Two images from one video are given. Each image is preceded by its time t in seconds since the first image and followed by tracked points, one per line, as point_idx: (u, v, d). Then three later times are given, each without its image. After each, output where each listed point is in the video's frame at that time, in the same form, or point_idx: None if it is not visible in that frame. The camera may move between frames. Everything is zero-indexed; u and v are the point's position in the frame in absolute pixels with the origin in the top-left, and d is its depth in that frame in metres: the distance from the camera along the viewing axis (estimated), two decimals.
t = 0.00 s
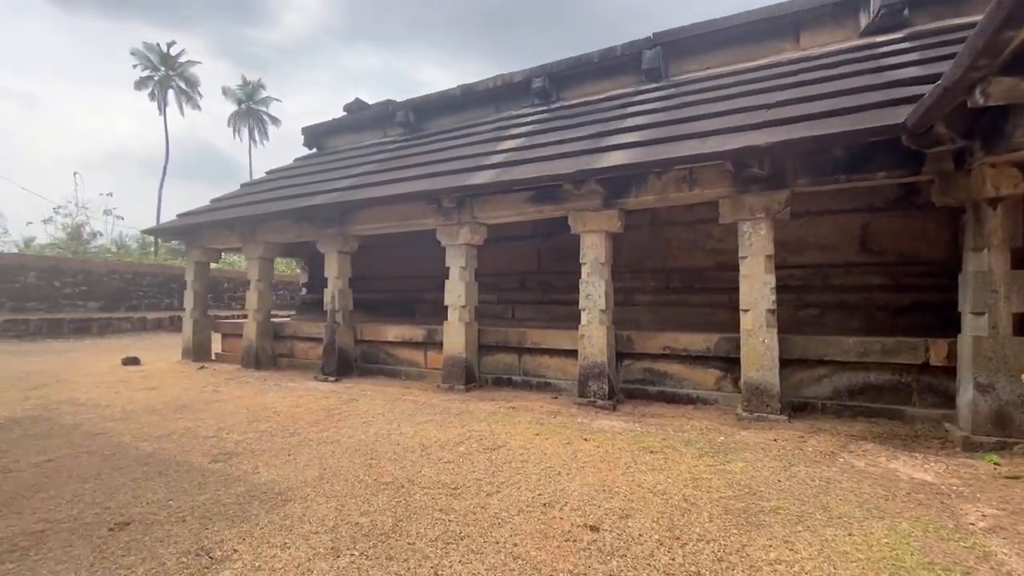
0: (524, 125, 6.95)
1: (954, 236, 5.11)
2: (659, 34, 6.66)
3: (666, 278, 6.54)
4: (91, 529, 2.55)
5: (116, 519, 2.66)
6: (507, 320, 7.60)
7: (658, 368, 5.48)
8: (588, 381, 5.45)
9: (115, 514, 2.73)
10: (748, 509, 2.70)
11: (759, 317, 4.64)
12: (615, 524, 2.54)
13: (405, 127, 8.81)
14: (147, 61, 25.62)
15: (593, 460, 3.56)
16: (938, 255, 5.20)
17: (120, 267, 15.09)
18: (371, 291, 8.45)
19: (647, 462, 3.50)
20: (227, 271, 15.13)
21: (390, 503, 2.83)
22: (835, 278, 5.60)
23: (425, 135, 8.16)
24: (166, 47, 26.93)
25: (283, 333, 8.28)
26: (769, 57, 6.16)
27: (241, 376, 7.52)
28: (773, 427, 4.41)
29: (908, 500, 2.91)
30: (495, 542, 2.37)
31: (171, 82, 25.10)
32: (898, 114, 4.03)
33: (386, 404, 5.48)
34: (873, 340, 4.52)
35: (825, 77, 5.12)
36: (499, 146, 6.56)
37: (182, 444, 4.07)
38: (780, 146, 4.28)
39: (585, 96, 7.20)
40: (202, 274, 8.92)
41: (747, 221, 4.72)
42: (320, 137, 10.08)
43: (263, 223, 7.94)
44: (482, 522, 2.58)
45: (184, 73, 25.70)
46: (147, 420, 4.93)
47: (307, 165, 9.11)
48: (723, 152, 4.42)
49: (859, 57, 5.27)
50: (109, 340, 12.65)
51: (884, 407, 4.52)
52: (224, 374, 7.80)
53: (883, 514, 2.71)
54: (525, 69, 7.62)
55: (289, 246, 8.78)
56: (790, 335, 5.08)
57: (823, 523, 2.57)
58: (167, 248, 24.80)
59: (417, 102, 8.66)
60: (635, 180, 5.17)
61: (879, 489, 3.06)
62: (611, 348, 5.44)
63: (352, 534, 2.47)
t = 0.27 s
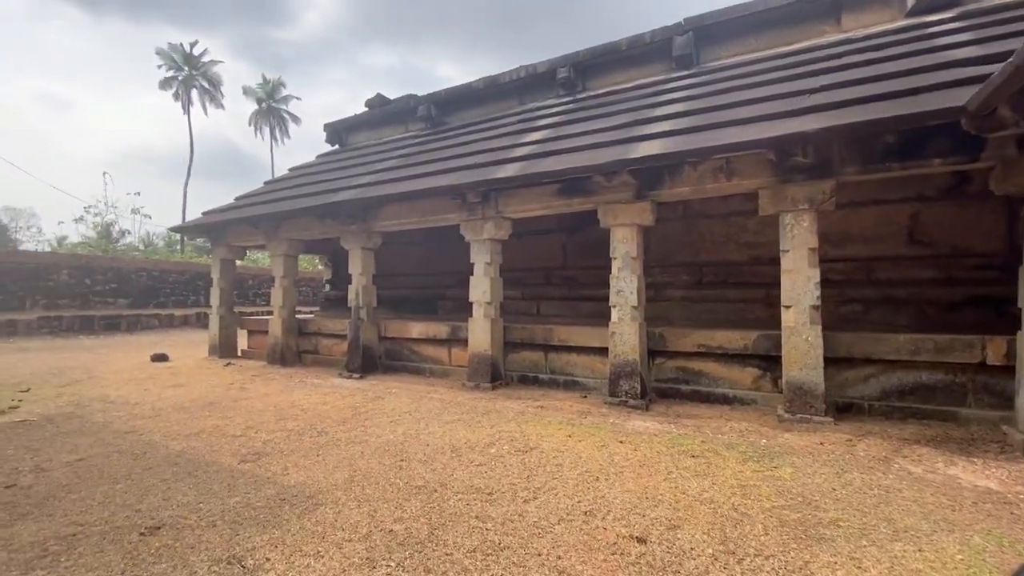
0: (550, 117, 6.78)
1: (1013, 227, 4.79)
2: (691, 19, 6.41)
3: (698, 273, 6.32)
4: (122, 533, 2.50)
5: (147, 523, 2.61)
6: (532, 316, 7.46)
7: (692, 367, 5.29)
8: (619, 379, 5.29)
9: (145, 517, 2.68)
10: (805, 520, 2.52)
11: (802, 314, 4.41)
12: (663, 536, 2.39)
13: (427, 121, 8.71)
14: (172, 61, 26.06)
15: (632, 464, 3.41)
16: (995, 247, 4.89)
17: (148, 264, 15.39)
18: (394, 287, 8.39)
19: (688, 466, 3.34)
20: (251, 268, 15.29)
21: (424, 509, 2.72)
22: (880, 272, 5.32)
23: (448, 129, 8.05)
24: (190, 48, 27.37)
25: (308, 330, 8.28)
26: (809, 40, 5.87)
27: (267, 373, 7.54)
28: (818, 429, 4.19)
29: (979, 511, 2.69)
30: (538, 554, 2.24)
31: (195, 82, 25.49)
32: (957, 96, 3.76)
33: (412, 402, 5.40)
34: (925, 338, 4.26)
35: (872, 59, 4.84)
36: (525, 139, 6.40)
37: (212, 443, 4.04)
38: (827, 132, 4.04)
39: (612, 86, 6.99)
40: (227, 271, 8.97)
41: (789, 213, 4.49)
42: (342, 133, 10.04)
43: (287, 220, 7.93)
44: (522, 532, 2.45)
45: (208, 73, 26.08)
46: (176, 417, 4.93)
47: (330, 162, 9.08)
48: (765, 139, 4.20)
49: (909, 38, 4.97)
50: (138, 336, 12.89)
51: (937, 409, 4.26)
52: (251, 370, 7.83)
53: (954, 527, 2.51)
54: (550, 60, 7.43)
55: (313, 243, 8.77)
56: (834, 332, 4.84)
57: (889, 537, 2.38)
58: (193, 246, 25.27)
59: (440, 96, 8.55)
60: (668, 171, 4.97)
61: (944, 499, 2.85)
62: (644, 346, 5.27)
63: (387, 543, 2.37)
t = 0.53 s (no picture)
0: (568, 108, 6.62)
1: None
2: (715, 7, 6.21)
3: (721, 268, 6.15)
4: (139, 535, 2.41)
5: (164, 525, 2.53)
6: (549, 312, 7.33)
7: (717, 366, 5.13)
8: (642, 378, 5.14)
9: (162, 518, 2.60)
10: (853, 530, 2.38)
11: (836, 311, 4.24)
12: (705, 546, 2.25)
13: (441, 114, 8.59)
14: (185, 58, 26.17)
15: (661, 466, 3.27)
16: None
17: (162, 259, 15.47)
18: (408, 283, 8.30)
19: (721, 470, 3.19)
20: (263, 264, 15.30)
21: (449, 513, 2.61)
22: (914, 268, 5.12)
23: (463, 123, 7.91)
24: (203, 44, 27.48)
25: (322, 325, 8.22)
26: (840, 28, 5.66)
27: (281, 369, 7.49)
28: (853, 431, 4.02)
29: None
30: (573, 564, 2.12)
31: (208, 78, 25.58)
32: (1007, 81, 3.56)
33: (429, 400, 5.30)
34: (966, 337, 4.06)
35: (910, 45, 4.62)
36: (543, 131, 6.25)
37: (228, 440, 3.96)
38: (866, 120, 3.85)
39: (632, 77, 6.82)
40: (241, 266, 8.94)
41: (823, 206, 4.31)
42: (356, 127, 9.95)
43: (301, 215, 7.86)
44: (554, 539, 2.33)
45: (220, 69, 26.16)
46: (192, 414, 4.87)
47: (343, 156, 9.00)
48: (799, 129, 4.02)
49: (949, 23, 4.74)
50: (152, 331, 12.94)
51: (978, 411, 4.07)
52: (264, 366, 7.78)
53: (1015, 539, 2.35)
54: (568, 50, 7.26)
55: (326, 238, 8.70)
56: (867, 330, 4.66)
57: (947, 549, 2.23)
58: (206, 242, 25.41)
59: (455, 89, 8.41)
60: (694, 163, 4.80)
61: (1000, 507, 2.68)
62: (667, 344, 5.12)
63: (413, 550, 2.25)
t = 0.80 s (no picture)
0: (581, 103, 6.49)
1: None
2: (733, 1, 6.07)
3: (736, 268, 6.02)
4: (146, 542, 2.29)
5: (172, 530, 2.40)
6: (558, 312, 7.21)
7: (735, 368, 5.00)
8: (657, 380, 5.01)
9: (170, 524, 2.47)
10: (899, 545, 2.25)
11: (862, 312, 4.11)
12: (744, 561, 2.13)
13: (449, 109, 8.45)
14: (188, 53, 26.03)
15: (686, 473, 3.15)
16: None
17: (164, 255, 15.34)
18: (415, 281, 8.18)
19: (749, 477, 3.07)
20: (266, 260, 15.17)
21: (470, 521, 2.48)
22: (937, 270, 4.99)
23: (472, 118, 7.78)
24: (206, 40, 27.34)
25: (326, 323, 8.09)
26: (862, 22, 5.52)
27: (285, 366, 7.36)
28: (880, 437, 3.89)
29: None
30: None
31: (211, 73, 25.44)
32: None
33: (438, 400, 5.17)
34: (998, 341, 3.93)
35: (938, 39, 4.49)
36: (556, 126, 6.12)
37: (234, 440, 3.83)
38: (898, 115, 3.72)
39: (646, 72, 6.68)
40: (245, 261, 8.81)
41: (849, 204, 4.18)
42: (361, 122, 9.81)
43: (306, 210, 7.72)
44: (584, 551, 2.20)
45: (223, 64, 26.02)
46: (196, 412, 4.75)
47: (349, 151, 8.87)
48: (827, 124, 3.89)
49: (979, 16, 4.61)
50: (153, 327, 12.80)
51: (1010, 418, 3.94)
52: (268, 363, 7.66)
53: None
54: (580, 45, 7.13)
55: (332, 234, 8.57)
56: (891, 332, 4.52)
57: (1002, 566, 2.10)
58: (207, 238, 25.26)
59: (463, 83, 8.28)
60: (715, 159, 4.67)
61: None
62: (683, 345, 4.98)
63: (436, 561, 2.13)
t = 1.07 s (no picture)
0: (588, 103, 6.38)
1: None
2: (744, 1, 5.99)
3: (745, 273, 5.93)
4: (143, 561, 2.14)
5: (171, 547, 2.26)
6: (562, 315, 7.10)
7: (746, 374, 4.90)
8: (667, 386, 4.90)
9: (169, 540, 2.33)
10: (940, 566, 2.15)
11: (880, 319, 4.02)
12: None
13: (452, 108, 8.33)
14: (183, 48, 25.75)
15: (705, 485, 3.04)
16: None
17: (157, 253, 15.10)
18: (416, 282, 8.05)
19: (772, 490, 2.96)
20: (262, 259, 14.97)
21: (487, 538, 2.35)
22: (951, 276, 4.92)
23: (476, 117, 7.66)
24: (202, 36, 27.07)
25: (324, 324, 7.93)
26: (875, 24, 5.44)
27: (282, 368, 7.20)
28: (898, 447, 3.80)
29: None
30: None
31: (207, 70, 25.17)
32: None
33: (442, 405, 5.04)
34: (1019, 350, 3.85)
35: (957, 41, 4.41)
36: (563, 125, 6.01)
37: (233, 447, 3.69)
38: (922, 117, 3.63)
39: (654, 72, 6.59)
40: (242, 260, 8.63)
41: (867, 208, 4.08)
42: (362, 119, 9.66)
43: (306, 208, 7.57)
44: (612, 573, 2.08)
45: (219, 61, 25.76)
46: (192, 416, 4.59)
47: (350, 149, 8.72)
48: (848, 126, 3.79)
49: (997, 19, 4.53)
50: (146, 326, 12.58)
51: None
52: (265, 365, 7.49)
53: None
54: (587, 44, 7.03)
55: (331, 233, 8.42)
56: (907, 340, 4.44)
57: None
58: (201, 236, 24.98)
59: (467, 82, 8.16)
60: (729, 161, 4.57)
61: None
62: (694, 350, 4.88)
63: None
